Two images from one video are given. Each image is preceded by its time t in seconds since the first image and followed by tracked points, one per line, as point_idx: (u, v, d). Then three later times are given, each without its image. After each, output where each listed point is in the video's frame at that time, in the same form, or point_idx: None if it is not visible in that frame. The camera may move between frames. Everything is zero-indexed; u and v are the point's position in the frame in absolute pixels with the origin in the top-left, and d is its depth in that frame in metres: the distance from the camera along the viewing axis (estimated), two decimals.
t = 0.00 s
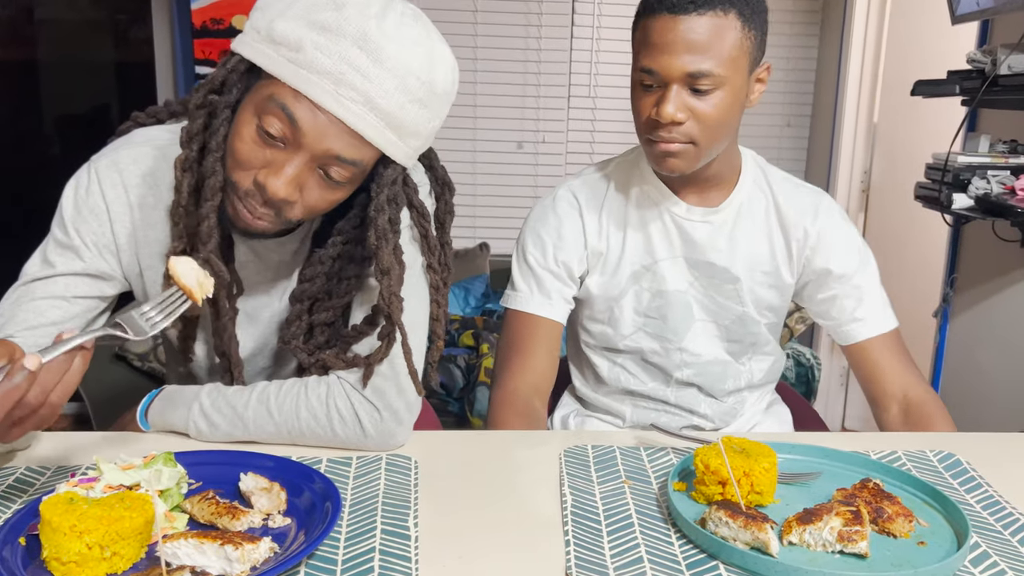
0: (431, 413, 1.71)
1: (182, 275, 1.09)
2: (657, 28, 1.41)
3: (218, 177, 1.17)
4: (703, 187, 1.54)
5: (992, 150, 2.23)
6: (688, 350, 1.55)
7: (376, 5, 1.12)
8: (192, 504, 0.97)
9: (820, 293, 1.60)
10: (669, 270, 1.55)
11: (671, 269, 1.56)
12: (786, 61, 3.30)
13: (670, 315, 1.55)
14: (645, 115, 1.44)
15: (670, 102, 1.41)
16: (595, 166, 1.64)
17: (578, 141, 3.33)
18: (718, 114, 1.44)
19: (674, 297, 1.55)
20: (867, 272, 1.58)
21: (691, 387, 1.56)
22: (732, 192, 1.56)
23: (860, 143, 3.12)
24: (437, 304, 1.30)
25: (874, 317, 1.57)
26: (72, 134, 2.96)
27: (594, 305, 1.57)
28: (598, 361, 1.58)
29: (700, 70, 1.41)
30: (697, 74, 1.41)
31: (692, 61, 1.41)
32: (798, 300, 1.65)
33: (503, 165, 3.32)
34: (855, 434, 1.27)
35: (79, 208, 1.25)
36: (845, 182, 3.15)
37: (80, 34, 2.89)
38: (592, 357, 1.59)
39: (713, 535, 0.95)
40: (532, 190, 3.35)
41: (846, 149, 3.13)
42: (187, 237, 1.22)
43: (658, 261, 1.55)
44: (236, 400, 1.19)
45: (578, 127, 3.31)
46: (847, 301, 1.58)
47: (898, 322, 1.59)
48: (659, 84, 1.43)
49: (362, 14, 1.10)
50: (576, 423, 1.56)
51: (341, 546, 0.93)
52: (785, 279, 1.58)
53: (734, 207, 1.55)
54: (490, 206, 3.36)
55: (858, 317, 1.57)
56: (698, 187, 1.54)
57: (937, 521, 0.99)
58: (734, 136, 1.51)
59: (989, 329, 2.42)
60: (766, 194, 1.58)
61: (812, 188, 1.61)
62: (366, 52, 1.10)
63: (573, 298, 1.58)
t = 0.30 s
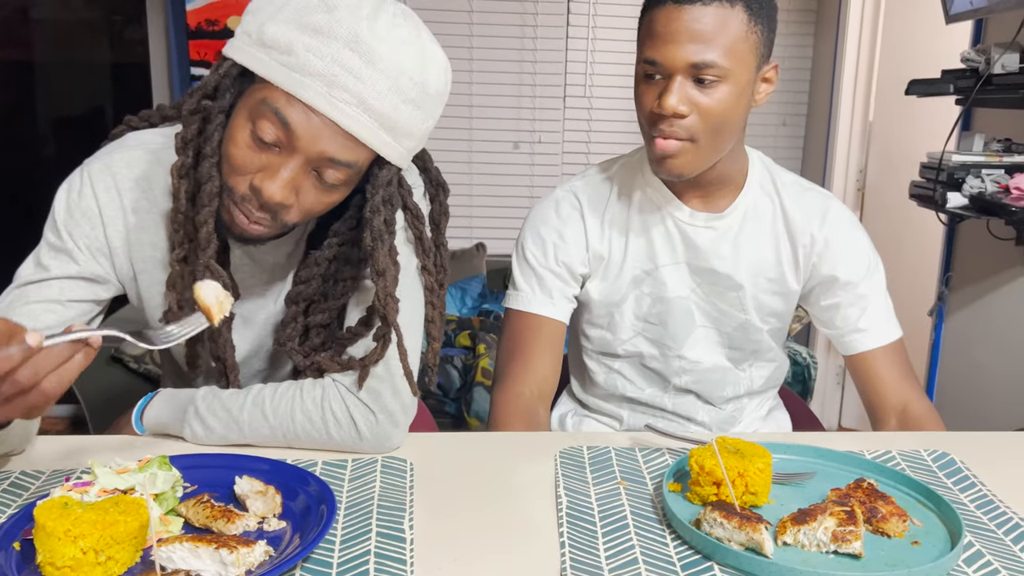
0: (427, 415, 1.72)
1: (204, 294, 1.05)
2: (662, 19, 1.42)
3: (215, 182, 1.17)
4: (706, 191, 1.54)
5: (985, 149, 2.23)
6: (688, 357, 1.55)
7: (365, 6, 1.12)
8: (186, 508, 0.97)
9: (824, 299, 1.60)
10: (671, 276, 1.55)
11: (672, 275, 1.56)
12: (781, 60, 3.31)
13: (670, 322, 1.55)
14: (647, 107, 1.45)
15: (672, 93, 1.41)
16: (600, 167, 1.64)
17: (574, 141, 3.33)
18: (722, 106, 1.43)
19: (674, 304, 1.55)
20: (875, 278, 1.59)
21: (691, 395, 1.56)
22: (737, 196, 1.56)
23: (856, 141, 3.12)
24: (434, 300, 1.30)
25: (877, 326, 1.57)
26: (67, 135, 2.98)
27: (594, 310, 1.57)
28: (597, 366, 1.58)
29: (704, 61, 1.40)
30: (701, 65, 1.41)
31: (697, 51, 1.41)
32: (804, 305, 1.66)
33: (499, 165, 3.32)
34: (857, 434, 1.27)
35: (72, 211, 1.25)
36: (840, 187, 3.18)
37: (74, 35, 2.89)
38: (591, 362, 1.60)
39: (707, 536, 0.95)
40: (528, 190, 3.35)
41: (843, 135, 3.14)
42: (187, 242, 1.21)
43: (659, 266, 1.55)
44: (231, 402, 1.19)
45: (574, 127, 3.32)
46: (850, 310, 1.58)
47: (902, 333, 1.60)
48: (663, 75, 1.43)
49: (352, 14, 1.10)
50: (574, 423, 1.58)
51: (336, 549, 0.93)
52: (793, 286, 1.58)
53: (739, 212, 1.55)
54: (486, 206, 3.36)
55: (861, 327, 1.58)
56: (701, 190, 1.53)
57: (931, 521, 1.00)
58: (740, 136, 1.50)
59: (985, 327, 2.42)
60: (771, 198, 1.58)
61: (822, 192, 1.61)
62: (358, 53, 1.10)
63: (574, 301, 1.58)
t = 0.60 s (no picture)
0: (422, 421, 1.72)
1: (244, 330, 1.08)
2: (679, 7, 1.44)
3: (205, 190, 1.18)
4: (705, 197, 1.53)
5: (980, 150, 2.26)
6: (687, 369, 1.55)
7: None
8: (180, 515, 0.97)
9: (822, 306, 1.61)
10: (670, 289, 1.55)
11: (672, 287, 1.55)
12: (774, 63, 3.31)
13: (668, 335, 1.55)
14: (676, 89, 1.43)
15: (704, 71, 1.41)
16: (593, 177, 1.64)
17: (569, 143, 3.33)
18: (748, 86, 1.45)
19: (673, 318, 1.54)
20: (872, 278, 1.59)
21: (688, 405, 1.58)
22: (734, 206, 1.55)
23: (850, 141, 3.12)
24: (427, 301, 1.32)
25: (872, 334, 1.58)
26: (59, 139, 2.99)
27: (591, 323, 1.57)
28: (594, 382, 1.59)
29: (728, 40, 1.43)
30: (726, 44, 1.43)
31: (720, 33, 1.43)
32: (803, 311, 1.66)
33: (494, 168, 3.32)
34: (849, 437, 1.27)
35: (63, 218, 1.24)
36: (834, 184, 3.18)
37: (67, 39, 2.89)
38: (588, 376, 1.60)
39: (701, 541, 0.95)
40: (523, 192, 3.35)
41: (836, 140, 3.13)
42: (186, 257, 1.21)
43: (657, 279, 1.55)
44: (225, 409, 1.19)
45: (569, 129, 3.32)
46: (848, 319, 1.59)
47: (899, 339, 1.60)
48: (687, 59, 1.44)
49: None
50: (569, 431, 1.58)
51: (330, 556, 0.93)
52: (792, 291, 1.58)
53: (738, 221, 1.55)
54: (482, 208, 3.36)
55: (858, 336, 1.58)
56: (700, 196, 1.53)
57: (924, 524, 1.00)
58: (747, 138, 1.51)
59: (979, 327, 2.42)
60: (769, 204, 1.58)
61: (822, 198, 1.61)
62: (317, 24, 1.11)
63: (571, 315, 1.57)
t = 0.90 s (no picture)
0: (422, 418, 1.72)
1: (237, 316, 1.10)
2: None
3: (180, 190, 1.19)
4: (707, 196, 1.52)
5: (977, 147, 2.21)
6: (686, 366, 1.55)
7: None
8: (181, 514, 0.97)
9: (822, 304, 1.60)
10: (669, 286, 1.55)
11: (671, 284, 1.55)
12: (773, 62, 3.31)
13: (667, 334, 1.55)
14: (676, 84, 1.43)
15: (706, 66, 1.41)
16: (593, 173, 1.64)
17: (568, 142, 3.33)
18: (752, 81, 1.44)
19: (672, 316, 1.55)
20: (871, 275, 1.59)
21: (687, 402, 1.58)
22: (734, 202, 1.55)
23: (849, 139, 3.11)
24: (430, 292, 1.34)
25: (873, 332, 1.58)
26: (59, 139, 2.99)
27: (590, 320, 1.57)
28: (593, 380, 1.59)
29: (733, 32, 1.42)
30: (731, 37, 1.42)
31: (724, 25, 1.42)
32: (802, 308, 1.66)
33: (493, 167, 3.32)
34: (845, 432, 1.27)
35: (58, 218, 1.25)
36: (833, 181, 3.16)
37: (66, 40, 2.89)
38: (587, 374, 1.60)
39: (703, 537, 0.95)
40: (522, 191, 3.35)
41: (835, 141, 3.12)
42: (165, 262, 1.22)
43: (656, 276, 1.55)
44: (226, 408, 1.18)
45: (568, 129, 3.32)
46: (848, 317, 1.58)
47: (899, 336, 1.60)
48: (689, 52, 1.43)
49: None
50: (569, 429, 1.58)
51: (332, 554, 0.92)
52: (793, 289, 1.58)
53: (738, 218, 1.55)
54: (481, 208, 3.36)
55: (858, 334, 1.58)
56: (703, 195, 1.52)
57: (926, 520, 1.00)
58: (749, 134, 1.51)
59: (979, 325, 2.42)
60: (768, 201, 1.58)
61: (823, 195, 1.61)
62: None
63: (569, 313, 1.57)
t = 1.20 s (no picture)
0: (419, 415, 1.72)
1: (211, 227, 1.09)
2: None
3: (155, 184, 1.21)
4: (691, 187, 1.53)
5: (974, 145, 2.25)
6: (680, 359, 1.55)
7: None
8: (178, 514, 0.97)
9: (811, 293, 1.61)
10: (661, 278, 1.55)
11: (663, 277, 1.55)
12: (770, 60, 3.31)
13: (661, 327, 1.55)
14: (653, 76, 1.45)
15: (680, 58, 1.42)
16: (583, 173, 1.64)
17: (565, 141, 3.33)
18: (728, 73, 1.45)
19: (665, 308, 1.55)
20: (859, 263, 1.59)
21: (685, 397, 1.58)
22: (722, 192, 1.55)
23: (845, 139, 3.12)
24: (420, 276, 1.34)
25: (861, 318, 1.58)
26: (56, 139, 2.99)
27: (584, 315, 1.57)
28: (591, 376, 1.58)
29: (707, 25, 1.43)
30: (705, 30, 1.44)
31: (698, 18, 1.43)
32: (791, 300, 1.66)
33: (491, 166, 3.32)
34: (842, 431, 1.27)
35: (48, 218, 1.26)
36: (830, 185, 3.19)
37: (62, 39, 2.89)
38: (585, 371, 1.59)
39: (699, 535, 0.95)
40: (519, 189, 3.35)
41: (832, 138, 3.15)
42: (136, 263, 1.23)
43: (647, 269, 1.55)
44: (222, 408, 1.18)
45: (565, 128, 3.32)
46: (837, 306, 1.59)
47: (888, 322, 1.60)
48: (666, 46, 1.45)
49: None
50: (569, 428, 1.57)
51: (329, 553, 0.92)
52: (780, 277, 1.59)
53: (724, 209, 1.55)
54: (479, 207, 3.36)
55: (848, 323, 1.58)
56: (687, 187, 1.53)
57: (922, 518, 1.00)
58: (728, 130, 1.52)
59: (977, 323, 2.42)
60: (755, 192, 1.58)
61: (806, 185, 1.61)
62: None
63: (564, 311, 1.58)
